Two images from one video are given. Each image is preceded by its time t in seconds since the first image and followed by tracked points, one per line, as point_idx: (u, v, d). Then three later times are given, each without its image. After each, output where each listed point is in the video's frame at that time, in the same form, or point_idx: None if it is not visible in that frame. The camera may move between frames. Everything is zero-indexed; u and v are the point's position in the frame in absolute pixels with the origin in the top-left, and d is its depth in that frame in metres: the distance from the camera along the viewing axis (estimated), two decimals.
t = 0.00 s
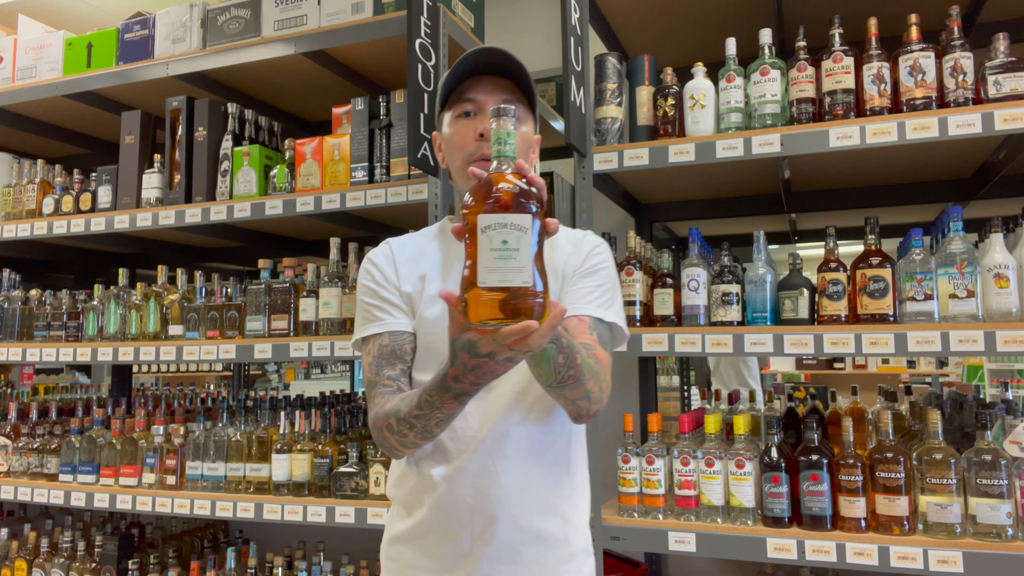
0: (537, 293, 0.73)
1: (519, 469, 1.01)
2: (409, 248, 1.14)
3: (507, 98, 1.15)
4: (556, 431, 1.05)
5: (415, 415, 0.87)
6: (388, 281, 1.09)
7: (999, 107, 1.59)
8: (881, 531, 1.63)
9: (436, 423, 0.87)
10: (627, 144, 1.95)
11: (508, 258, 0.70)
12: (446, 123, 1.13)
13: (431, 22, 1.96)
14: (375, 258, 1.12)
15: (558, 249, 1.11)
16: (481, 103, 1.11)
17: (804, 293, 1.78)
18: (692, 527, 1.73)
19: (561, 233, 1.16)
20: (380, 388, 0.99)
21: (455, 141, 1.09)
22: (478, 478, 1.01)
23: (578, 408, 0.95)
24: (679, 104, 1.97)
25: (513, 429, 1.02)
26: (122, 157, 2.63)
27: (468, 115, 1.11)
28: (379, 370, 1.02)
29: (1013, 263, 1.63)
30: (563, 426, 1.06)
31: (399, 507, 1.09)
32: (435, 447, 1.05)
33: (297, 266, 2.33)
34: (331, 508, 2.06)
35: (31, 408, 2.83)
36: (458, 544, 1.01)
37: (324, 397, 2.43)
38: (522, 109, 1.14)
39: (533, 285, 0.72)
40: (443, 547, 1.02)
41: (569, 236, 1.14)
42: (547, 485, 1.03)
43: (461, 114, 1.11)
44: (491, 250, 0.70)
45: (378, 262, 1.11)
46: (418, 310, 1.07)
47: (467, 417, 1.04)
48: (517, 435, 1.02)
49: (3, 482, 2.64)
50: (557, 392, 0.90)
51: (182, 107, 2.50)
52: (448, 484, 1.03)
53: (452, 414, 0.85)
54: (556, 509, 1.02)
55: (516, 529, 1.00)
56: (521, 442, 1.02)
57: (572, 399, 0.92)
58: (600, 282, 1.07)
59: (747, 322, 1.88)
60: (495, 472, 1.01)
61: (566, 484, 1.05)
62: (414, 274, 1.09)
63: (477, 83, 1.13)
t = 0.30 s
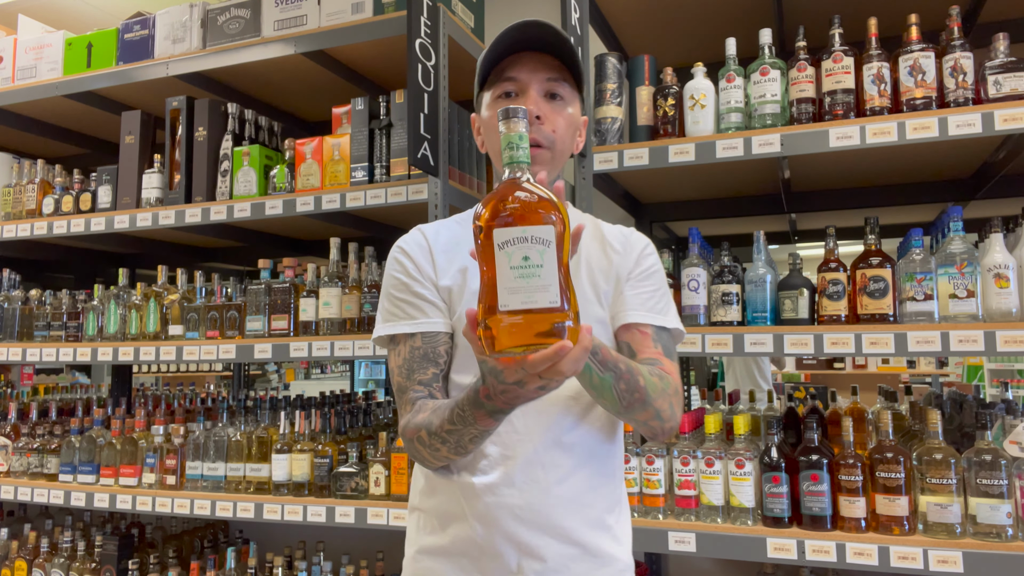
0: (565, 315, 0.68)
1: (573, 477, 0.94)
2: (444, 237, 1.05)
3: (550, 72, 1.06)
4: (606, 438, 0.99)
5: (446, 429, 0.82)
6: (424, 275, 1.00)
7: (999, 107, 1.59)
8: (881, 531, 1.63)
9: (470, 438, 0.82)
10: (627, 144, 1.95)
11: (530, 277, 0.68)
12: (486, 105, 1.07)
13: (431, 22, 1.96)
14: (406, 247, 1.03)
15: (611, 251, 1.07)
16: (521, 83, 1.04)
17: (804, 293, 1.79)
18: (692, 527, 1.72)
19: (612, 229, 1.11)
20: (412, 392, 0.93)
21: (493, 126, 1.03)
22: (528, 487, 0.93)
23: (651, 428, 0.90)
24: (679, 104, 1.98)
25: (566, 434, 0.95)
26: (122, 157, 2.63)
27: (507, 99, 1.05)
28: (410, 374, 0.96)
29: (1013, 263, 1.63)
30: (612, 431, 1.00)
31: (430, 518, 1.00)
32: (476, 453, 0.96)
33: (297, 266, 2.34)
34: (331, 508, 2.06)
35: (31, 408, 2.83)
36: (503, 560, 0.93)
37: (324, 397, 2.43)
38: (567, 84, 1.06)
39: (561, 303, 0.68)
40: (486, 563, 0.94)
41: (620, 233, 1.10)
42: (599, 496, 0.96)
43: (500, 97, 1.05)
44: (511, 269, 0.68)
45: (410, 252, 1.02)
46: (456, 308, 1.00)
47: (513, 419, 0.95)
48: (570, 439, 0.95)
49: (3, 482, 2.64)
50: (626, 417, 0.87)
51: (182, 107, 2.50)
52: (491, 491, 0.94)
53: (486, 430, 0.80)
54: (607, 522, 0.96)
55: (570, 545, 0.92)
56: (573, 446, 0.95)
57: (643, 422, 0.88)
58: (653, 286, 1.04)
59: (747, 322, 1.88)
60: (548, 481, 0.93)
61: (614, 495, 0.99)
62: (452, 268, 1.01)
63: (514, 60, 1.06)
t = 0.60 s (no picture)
0: (576, 335, 0.69)
1: (606, 479, 0.93)
2: (467, 230, 0.99)
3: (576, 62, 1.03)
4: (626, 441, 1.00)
5: (458, 444, 0.82)
6: (448, 272, 0.95)
7: (998, 107, 1.60)
8: (880, 531, 1.63)
9: (482, 457, 0.82)
10: (627, 144, 1.94)
11: (537, 291, 0.67)
12: (506, 95, 1.03)
13: (431, 22, 1.96)
14: (427, 240, 0.97)
15: (631, 255, 1.07)
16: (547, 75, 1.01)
17: (804, 293, 1.79)
18: (692, 527, 1.72)
19: (625, 229, 1.10)
20: (428, 400, 0.92)
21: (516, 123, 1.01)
22: (565, 492, 0.90)
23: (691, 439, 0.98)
24: (679, 104, 1.98)
25: (598, 437, 0.95)
26: (122, 157, 2.63)
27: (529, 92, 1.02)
28: (428, 380, 0.94)
29: (1013, 263, 1.63)
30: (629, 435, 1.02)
31: (457, 530, 0.93)
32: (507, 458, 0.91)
33: (297, 266, 2.34)
34: (331, 508, 2.06)
35: (31, 408, 2.83)
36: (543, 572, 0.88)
37: (324, 397, 2.43)
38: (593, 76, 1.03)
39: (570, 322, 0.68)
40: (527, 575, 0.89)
41: (634, 234, 1.10)
42: (624, 499, 0.96)
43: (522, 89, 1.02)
44: (518, 282, 0.68)
45: (432, 245, 0.96)
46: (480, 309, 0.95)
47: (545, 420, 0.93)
48: (601, 441, 0.95)
49: (3, 482, 2.64)
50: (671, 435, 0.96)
51: (182, 107, 2.50)
52: (529, 500, 0.89)
53: (497, 449, 0.81)
54: (632, 525, 0.96)
55: (606, 550, 0.90)
56: (605, 449, 0.95)
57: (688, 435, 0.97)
58: (674, 296, 1.09)
59: (747, 322, 1.88)
60: (585, 484, 0.91)
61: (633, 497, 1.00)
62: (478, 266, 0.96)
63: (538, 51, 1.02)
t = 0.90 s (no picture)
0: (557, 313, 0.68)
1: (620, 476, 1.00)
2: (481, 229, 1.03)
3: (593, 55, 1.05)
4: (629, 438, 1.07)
5: (455, 443, 0.81)
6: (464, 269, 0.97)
7: (998, 107, 1.59)
8: (881, 531, 1.63)
9: (479, 454, 0.80)
10: (627, 144, 1.94)
11: (510, 265, 0.66)
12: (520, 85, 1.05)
13: (431, 22, 1.96)
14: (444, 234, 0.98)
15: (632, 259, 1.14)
16: (563, 67, 1.03)
17: (804, 293, 1.79)
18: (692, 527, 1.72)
19: (625, 229, 1.18)
20: (436, 402, 0.90)
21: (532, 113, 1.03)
22: (590, 492, 0.94)
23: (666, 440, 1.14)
24: (679, 105, 1.98)
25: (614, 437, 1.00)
26: (122, 157, 2.63)
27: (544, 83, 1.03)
28: (438, 381, 0.92)
29: (1013, 263, 1.63)
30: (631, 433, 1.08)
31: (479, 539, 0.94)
32: (533, 461, 0.93)
33: (297, 266, 2.34)
34: (331, 508, 2.06)
35: (31, 408, 2.83)
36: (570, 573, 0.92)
37: (324, 397, 2.43)
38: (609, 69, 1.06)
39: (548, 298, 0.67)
40: None
41: (633, 233, 1.18)
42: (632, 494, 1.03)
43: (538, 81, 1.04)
44: (489, 254, 0.66)
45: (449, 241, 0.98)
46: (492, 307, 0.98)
47: (566, 421, 0.96)
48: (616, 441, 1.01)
49: (3, 482, 2.64)
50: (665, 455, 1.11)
51: (182, 107, 2.50)
52: (557, 505, 0.92)
53: (493, 443, 0.78)
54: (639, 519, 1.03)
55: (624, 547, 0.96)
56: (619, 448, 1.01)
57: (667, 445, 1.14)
58: (661, 298, 1.20)
59: (747, 322, 1.88)
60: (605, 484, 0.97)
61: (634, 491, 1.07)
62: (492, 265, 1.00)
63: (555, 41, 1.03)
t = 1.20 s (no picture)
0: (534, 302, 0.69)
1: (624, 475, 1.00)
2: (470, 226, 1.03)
3: (585, 44, 1.05)
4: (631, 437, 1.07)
5: (435, 445, 0.81)
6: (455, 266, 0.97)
7: (999, 107, 1.59)
8: (881, 531, 1.63)
9: (464, 459, 0.79)
10: (627, 144, 1.94)
11: (481, 242, 0.65)
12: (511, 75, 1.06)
13: (431, 22, 1.96)
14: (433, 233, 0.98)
15: (626, 256, 1.16)
16: (553, 57, 1.03)
17: (804, 293, 1.79)
18: (692, 527, 1.71)
19: (618, 227, 1.20)
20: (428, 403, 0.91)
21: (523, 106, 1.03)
22: (598, 492, 0.95)
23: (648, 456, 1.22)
24: (679, 104, 1.98)
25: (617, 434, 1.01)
26: (122, 157, 2.63)
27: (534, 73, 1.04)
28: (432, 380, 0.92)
29: (1012, 263, 1.63)
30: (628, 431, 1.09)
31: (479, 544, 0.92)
32: (541, 461, 0.93)
33: (296, 266, 2.34)
34: (331, 508, 2.06)
35: (31, 408, 2.83)
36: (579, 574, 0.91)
37: (324, 397, 2.43)
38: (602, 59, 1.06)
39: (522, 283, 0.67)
40: None
41: (625, 231, 1.20)
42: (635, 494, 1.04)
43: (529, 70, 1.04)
44: (458, 229, 0.65)
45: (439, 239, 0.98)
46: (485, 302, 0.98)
47: (571, 419, 0.97)
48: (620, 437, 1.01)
49: (3, 481, 2.64)
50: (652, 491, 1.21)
51: (182, 107, 2.50)
52: (569, 507, 0.92)
53: (476, 446, 0.78)
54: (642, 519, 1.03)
55: (630, 548, 0.96)
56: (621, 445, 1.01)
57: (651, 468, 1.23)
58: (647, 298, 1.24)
59: (747, 322, 1.88)
60: (612, 483, 0.97)
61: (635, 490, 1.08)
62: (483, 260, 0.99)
63: (546, 31, 1.04)
